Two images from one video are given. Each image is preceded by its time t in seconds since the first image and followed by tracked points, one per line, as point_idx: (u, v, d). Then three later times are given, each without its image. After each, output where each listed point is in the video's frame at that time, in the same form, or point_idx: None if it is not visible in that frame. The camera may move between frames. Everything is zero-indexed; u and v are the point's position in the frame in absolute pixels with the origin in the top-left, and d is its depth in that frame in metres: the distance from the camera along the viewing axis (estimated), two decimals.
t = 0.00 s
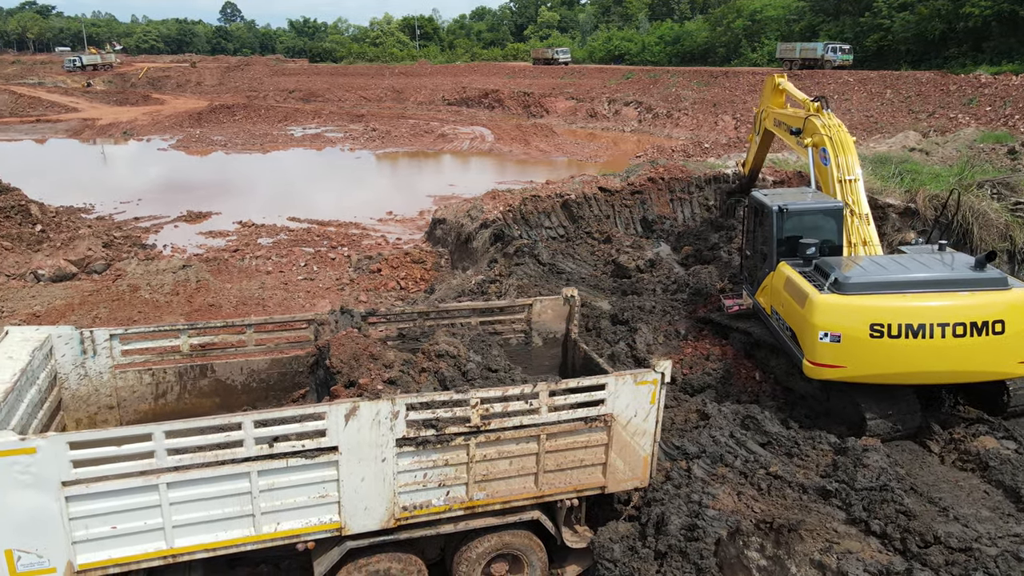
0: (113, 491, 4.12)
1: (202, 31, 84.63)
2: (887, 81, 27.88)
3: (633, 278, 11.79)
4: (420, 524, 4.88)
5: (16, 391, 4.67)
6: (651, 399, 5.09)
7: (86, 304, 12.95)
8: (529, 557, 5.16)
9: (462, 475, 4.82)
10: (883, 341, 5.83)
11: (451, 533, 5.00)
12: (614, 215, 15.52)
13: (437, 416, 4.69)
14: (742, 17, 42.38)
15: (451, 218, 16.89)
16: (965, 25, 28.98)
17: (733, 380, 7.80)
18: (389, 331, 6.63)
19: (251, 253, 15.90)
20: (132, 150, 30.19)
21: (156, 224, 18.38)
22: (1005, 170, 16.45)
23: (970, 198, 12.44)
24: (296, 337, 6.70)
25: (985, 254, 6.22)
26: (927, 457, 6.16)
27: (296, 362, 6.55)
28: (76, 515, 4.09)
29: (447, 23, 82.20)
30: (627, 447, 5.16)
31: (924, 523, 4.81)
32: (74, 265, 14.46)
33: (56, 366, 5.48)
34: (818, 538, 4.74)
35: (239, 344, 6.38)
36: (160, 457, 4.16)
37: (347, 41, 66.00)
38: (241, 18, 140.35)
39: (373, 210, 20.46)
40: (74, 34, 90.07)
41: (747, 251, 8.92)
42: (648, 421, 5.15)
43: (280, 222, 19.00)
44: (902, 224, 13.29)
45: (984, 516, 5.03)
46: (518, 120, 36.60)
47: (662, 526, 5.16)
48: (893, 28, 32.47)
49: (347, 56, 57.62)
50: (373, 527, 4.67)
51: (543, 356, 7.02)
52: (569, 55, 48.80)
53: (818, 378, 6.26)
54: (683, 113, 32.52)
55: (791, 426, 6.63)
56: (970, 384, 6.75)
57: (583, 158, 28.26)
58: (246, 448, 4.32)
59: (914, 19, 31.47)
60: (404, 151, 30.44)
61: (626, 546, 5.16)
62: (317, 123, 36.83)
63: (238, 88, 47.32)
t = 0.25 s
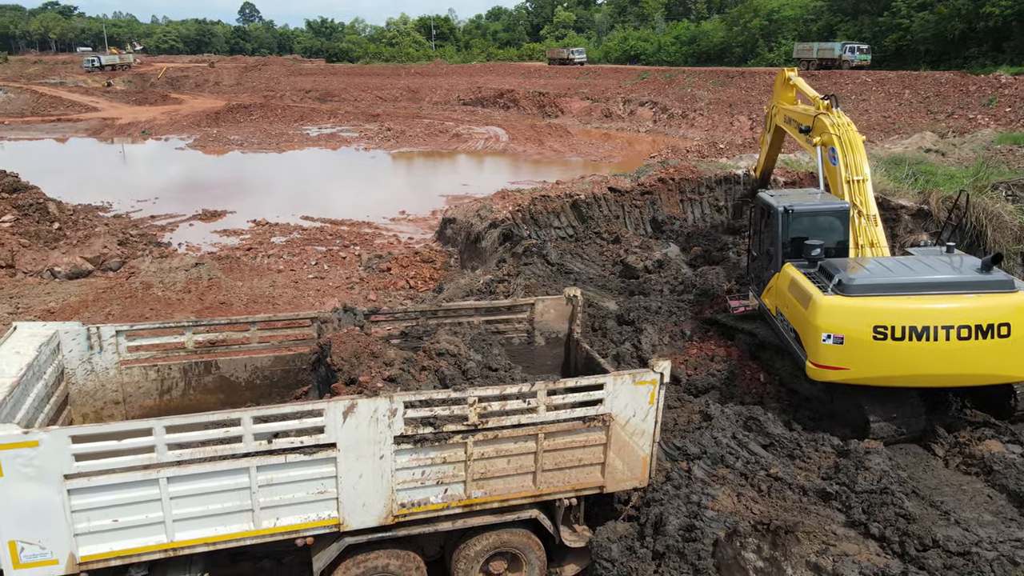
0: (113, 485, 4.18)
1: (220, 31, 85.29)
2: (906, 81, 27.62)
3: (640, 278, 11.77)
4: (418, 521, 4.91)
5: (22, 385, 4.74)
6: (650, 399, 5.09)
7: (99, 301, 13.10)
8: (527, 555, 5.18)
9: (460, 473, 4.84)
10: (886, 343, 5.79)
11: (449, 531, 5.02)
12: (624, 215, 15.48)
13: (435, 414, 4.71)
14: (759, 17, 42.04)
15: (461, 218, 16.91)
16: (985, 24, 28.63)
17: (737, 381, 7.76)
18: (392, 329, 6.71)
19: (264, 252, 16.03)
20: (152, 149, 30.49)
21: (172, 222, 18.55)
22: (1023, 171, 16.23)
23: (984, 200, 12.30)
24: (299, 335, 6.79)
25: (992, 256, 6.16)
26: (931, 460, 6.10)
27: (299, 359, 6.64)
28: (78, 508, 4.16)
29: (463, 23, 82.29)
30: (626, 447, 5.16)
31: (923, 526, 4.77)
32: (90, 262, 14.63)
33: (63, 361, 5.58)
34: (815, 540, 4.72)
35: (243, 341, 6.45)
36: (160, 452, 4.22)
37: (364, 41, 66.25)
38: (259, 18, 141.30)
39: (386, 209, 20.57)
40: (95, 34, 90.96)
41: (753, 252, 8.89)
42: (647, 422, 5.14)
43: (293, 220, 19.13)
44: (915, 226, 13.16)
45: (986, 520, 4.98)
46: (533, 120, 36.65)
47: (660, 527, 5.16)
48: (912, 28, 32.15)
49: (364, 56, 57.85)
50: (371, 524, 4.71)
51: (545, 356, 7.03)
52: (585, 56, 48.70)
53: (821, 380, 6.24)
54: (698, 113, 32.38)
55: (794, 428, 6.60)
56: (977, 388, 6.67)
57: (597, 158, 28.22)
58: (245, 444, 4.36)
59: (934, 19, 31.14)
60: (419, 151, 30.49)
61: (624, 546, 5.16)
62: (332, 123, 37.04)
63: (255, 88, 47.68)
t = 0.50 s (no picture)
0: (115, 478, 4.25)
1: (239, 31, 85.94)
2: (925, 81, 27.34)
3: (649, 279, 11.75)
4: (417, 518, 4.94)
5: (29, 379, 4.82)
6: (650, 399, 5.09)
7: (113, 298, 13.25)
8: (527, 553, 5.19)
9: (458, 470, 4.87)
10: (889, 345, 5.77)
11: (449, 528, 5.05)
12: (634, 215, 15.43)
13: (434, 411, 4.74)
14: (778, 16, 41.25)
15: (471, 218, 16.91)
16: (1006, 24, 28.26)
17: (742, 382, 7.72)
18: (396, 327, 6.92)
19: (277, 250, 16.15)
20: (171, 148, 30.81)
21: (187, 221, 18.73)
22: None
23: (999, 202, 12.16)
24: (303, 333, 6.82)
25: (999, 258, 6.09)
26: (936, 464, 6.05)
27: (303, 356, 6.66)
28: (81, 500, 4.23)
29: (479, 24, 82.37)
30: (626, 447, 5.16)
31: (923, 530, 4.74)
32: (106, 260, 14.80)
33: (71, 357, 5.68)
34: (813, 542, 4.71)
35: (248, 338, 6.50)
36: (161, 447, 4.28)
37: (380, 41, 66.48)
38: (277, 19, 142.33)
39: (401, 208, 20.65)
40: (116, 35, 91.70)
41: (760, 253, 8.92)
42: (646, 421, 5.14)
43: (307, 219, 19.26)
44: (929, 227, 13.03)
45: (988, 524, 4.94)
46: (548, 120, 36.66)
47: (659, 527, 5.16)
48: (932, 27, 31.80)
49: (380, 56, 58.03)
50: (370, 520, 4.75)
51: (548, 355, 7.06)
52: (601, 55, 48.58)
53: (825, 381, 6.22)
54: (714, 114, 32.23)
55: (798, 430, 6.57)
56: (986, 391, 6.59)
57: (611, 159, 28.18)
58: (245, 439, 4.41)
59: (954, 18, 30.78)
60: (434, 151, 30.47)
61: (623, 545, 5.16)
62: (348, 123, 37.24)
63: (272, 88, 48.01)
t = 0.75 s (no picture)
0: (119, 472, 4.31)
1: (257, 32, 86.57)
2: (945, 82, 27.07)
3: (657, 279, 11.71)
4: (417, 515, 4.97)
5: (37, 373, 4.90)
6: (650, 399, 5.09)
7: (127, 295, 13.39)
8: (526, 552, 5.20)
9: (458, 468, 4.90)
10: (894, 347, 5.73)
11: (449, 525, 5.07)
12: (644, 215, 15.39)
13: (434, 409, 4.77)
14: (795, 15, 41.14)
15: (482, 217, 16.93)
16: None
17: (748, 383, 7.69)
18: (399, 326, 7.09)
19: (290, 249, 16.26)
20: (190, 147, 31.14)
21: (203, 219, 18.90)
22: None
23: (1014, 204, 12.02)
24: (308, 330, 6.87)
25: (1006, 260, 6.04)
26: (941, 467, 6.01)
27: (307, 354, 6.70)
28: (86, 493, 4.29)
29: (496, 24, 82.37)
30: (626, 447, 5.16)
31: (924, 533, 4.71)
32: (122, 257, 14.97)
33: (80, 352, 5.77)
34: (811, 544, 4.70)
35: (254, 335, 6.57)
36: (164, 441, 4.34)
37: (397, 41, 66.65)
38: (296, 19, 143.12)
39: (414, 207, 20.73)
40: (136, 36, 91.66)
41: (768, 254, 8.88)
42: (646, 421, 5.14)
43: (321, 218, 19.37)
44: (942, 229, 12.89)
45: (991, 528, 4.91)
46: (563, 121, 36.66)
47: (659, 527, 5.16)
48: (953, 27, 31.47)
49: (396, 55, 58.21)
50: (370, 516, 4.78)
51: (552, 355, 7.09)
52: (617, 55, 48.44)
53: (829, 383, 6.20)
54: (730, 114, 32.07)
55: (802, 431, 6.54)
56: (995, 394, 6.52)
57: (626, 159, 28.14)
58: (246, 435, 4.46)
59: (975, 18, 30.42)
60: (449, 150, 30.50)
61: (622, 545, 5.17)
62: (363, 122, 37.42)
63: (289, 88, 48.33)
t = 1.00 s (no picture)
0: (123, 465, 4.38)
1: (275, 32, 87.15)
2: (965, 82, 26.80)
3: (666, 280, 11.68)
4: (419, 512, 5.00)
5: (46, 368, 4.98)
6: (651, 399, 5.09)
7: (141, 292, 13.54)
8: (527, 550, 5.22)
9: (459, 466, 4.93)
10: (898, 349, 5.71)
11: (450, 522, 5.11)
12: (654, 216, 15.35)
13: (434, 407, 4.80)
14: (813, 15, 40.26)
15: (493, 217, 16.95)
16: None
17: (753, 385, 7.65)
18: (404, 324, 7.12)
19: (303, 248, 16.38)
20: (208, 146, 31.44)
21: (218, 218, 19.07)
22: None
23: None
24: (313, 327, 6.97)
25: (1014, 262, 5.98)
26: (947, 471, 5.96)
27: (313, 351, 6.77)
28: (91, 486, 4.37)
29: (512, 23, 82.32)
30: (627, 446, 5.17)
31: (925, 536, 4.69)
32: (137, 255, 15.13)
33: (90, 348, 5.87)
34: (809, 545, 4.69)
35: (260, 332, 6.64)
36: (168, 436, 4.40)
37: (413, 41, 66.86)
38: (314, 19, 143.86)
39: (427, 207, 20.81)
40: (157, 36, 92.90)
41: (775, 255, 8.89)
42: (647, 421, 5.14)
43: (335, 217, 19.50)
44: (957, 231, 12.76)
45: (995, 533, 4.87)
46: (578, 121, 36.63)
47: (659, 526, 5.17)
48: (974, 26, 31.13)
49: (412, 55, 58.37)
50: (371, 513, 4.83)
51: (556, 355, 7.14)
52: (632, 55, 48.30)
53: (833, 384, 6.18)
54: (746, 114, 31.90)
55: (806, 433, 6.51)
56: (1003, 397, 6.44)
57: (641, 159, 28.07)
58: (249, 430, 4.51)
59: (996, 18, 30.07)
60: (464, 151, 30.54)
61: (622, 545, 5.18)
62: (378, 122, 37.59)
63: (306, 88, 48.64)
